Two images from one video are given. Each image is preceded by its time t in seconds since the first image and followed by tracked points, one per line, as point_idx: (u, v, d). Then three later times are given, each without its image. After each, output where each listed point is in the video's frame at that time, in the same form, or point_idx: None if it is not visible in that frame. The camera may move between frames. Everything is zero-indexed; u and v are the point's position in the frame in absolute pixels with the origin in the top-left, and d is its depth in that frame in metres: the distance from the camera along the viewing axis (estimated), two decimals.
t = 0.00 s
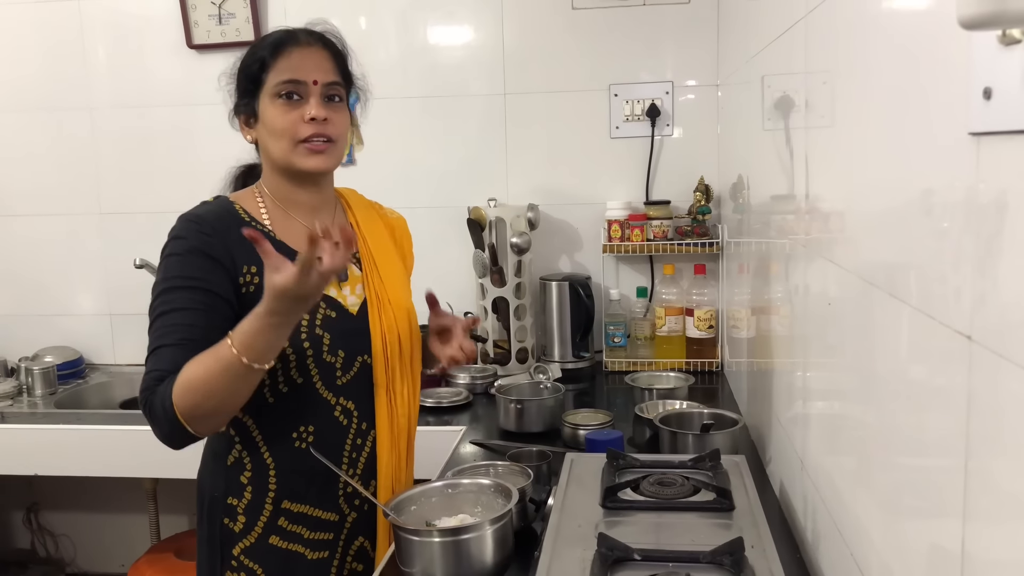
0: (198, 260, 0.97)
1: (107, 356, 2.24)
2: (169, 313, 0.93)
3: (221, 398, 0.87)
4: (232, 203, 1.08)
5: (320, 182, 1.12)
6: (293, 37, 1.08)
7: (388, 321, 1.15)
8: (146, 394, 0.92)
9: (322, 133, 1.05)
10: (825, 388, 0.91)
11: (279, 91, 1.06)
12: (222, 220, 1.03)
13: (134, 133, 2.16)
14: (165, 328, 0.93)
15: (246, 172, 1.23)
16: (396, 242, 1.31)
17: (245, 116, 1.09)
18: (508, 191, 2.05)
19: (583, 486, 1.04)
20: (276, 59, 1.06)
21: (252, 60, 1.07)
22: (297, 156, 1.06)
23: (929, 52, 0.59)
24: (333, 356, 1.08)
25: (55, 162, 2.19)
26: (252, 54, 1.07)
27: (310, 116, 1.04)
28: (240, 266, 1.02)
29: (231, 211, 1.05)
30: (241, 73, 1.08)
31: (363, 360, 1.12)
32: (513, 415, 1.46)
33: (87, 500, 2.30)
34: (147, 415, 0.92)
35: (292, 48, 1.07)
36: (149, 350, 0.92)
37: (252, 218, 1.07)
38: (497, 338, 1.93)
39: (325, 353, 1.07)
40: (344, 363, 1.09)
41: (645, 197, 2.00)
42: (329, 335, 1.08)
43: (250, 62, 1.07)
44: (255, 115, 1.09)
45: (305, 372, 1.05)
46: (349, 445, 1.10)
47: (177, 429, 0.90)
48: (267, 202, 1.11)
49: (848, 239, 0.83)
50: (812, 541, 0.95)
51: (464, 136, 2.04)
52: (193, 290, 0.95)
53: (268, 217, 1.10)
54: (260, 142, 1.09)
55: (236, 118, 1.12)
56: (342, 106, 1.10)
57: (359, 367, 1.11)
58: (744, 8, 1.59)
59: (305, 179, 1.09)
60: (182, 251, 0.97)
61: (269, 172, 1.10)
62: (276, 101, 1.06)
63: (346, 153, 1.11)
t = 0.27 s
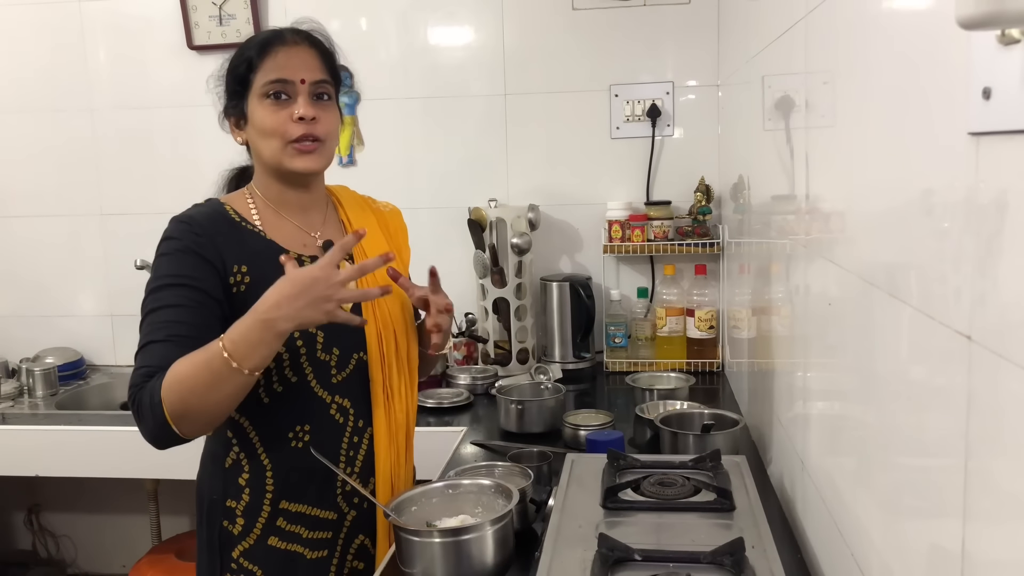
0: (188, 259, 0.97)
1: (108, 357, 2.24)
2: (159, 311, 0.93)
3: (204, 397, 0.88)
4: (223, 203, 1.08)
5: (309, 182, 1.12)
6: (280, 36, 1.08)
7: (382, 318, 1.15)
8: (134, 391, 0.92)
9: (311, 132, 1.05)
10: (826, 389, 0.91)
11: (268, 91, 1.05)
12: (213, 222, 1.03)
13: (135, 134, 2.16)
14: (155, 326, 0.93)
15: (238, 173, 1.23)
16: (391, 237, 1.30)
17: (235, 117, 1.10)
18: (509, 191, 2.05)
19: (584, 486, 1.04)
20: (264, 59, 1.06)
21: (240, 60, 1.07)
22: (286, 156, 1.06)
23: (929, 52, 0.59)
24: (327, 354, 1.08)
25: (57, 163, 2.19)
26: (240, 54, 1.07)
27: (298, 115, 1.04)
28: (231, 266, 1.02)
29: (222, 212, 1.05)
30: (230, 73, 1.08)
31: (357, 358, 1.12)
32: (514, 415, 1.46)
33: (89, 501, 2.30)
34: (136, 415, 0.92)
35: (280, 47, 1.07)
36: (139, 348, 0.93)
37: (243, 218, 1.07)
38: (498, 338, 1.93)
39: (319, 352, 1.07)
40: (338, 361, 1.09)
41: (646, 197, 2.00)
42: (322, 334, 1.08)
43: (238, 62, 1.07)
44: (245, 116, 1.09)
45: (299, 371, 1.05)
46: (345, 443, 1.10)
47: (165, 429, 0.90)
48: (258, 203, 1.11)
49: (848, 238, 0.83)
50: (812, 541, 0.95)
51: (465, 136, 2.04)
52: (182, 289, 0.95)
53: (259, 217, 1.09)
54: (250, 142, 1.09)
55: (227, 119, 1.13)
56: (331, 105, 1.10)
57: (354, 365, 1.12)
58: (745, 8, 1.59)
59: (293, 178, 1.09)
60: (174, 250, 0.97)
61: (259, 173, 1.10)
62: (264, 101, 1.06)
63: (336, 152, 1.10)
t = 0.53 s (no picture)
0: (186, 266, 0.97)
1: (109, 357, 2.24)
2: (159, 321, 0.94)
3: (209, 412, 0.89)
4: (221, 207, 1.08)
5: (308, 183, 1.12)
6: (272, 39, 1.08)
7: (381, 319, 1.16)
8: (139, 402, 0.93)
9: (307, 134, 1.05)
10: (826, 389, 0.91)
11: (262, 94, 1.05)
12: (212, 227, 1.02)
13: (135, 135, 2.16)
14: (156, 335, 0.93)
15: (236, 175, 1.23)
16: (389, 238, 1.30)
17: (231, 122, 1.10)
18: (510, 191, 2.05)
19: (584, 485, 1.04)
20: (257, 62, 1.06)
21: (234, 65, 1.07)
22: (284, 159, 1.06)
23: (928, 53, 0.60)
24: (325, 356, 1.08)
25: (58, 163, 2.20)
26: (234, 59, 1.07)
27: (294, 118, 1.04)
28: (229, 270, 1.02)
29: (219, 215, 1.05)
30: (225, 78, 1.08)
31: (356, 359, 1.12)
32: (514, 416, 1.46)
33: (90, 501, 2.30)
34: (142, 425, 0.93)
35: (273, 50, 1.07)
36: (142, 359, 0.94)
37: (241, 222, 1.06)
38: (499, 338, 1.93)
39: (318, 354, 1.07)
40: (337, 363, 1.10)
41: (646, 197, 2.00)
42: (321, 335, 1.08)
43: (233, 67, 1.07)
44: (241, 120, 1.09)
45: (298, 373, 1.06)
46: (345, 445, 1.10)
47: (170, 439, 0.92)
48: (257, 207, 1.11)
49: (849, 238, 0.83)
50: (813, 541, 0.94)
51: (465, 136, 2.04)
52: (181, 298, 0.95)
53: (257, 220, 1.09)
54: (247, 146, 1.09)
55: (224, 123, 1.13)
56: (327, 106, 1.10)
57: (353, 366, 1.12)
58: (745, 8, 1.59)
59: (292, 180, 1.09)
60: (172, 258, 0.97)
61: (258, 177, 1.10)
62: (259, 105, 1.05)
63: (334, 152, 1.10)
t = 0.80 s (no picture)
0: (188, 266, 0.97)
1: (109, 357, 2.24)
2: (161, 322, 0.94)
3: (217, 412, 0.89)
4: (222, 207, 1.08)
5: (307, 184, 1.12)
6: (265, 39, 1.07)
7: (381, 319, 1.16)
8: (144, 403, 0.93)
9: (305, 135, 1.05)
10: (827, 389, 0.91)
11: (258, 96, 1.05)
12: (213, 227, 1.02)
13: (136, 135, 2.16)
14: (159, 336, 0.94)
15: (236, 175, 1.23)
16: (389, 238, 1.30)
17: (229, 125, 1.10)
18: (510, 191, 2.05)
19: (584, 485, 1.04)
20: (252, 64, 1.05)
21: (228, 69, 1.07)
22: (283, 160, 1.06)
23: (928, 52, 0.59)
24: (326, 355, 1.08)
25: (58, 163, 2.20)
26: (228, 63, 1.07)
27: (290, 118, 1.04)
28: (230, 270, 1.02)
29: (220, 215, 1.05)
30: (221, 82, 1.08)
31: (356, 359, 1.12)
32: (515, 415, 1.46)
33: (90, 501, 2.30)
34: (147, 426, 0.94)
35: (267, 50, 1.06)
36: (146, 360, 0.94)
37: (241, 222, 1.06)
38: (499, 338, 1.93)
39: (318, 354, 1.07)
40: (337, 363, 1.10)
41: (646, 196, 2.00)
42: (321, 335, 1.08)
43: (228, 69, 1.07)
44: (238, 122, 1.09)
45: (298, 373, 1.06)
46: (345, 444, 1.10)
47: (175, 440, 0.92)
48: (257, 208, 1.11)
49: (849, 237, 0.83)
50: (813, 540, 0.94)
51: (466, 135, 2.04)
52: (184, 298, 0.95)
53: (257, 220, 1.09)
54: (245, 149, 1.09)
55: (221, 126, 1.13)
56: (323, 105, 1.10)
57: (353, 366, 1.12)
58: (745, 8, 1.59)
59: (291, 181, 1.09)
60: (174, 258, 0.97)
61: (257, 178, 1.10)
62: (255, 107, 1.05)
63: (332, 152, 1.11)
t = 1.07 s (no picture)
0: (190, 260, 0.97)
1: (110, 357, 2.24)
2: (162, 313, 0.94)
3: (226, 393, 0.89)
4: (219, 206, 1.07)
5: (304, 182, 1.11)
6: (264, 38, 1.07)
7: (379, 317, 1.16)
8: (143, 392, 0.92)
9: (302, 132, 1.05)
10: (827, 387, 0.91)
11: (255, 94, 1.05)
12: (213, 223, 1.02)
13: (136, 134, 2.16)
14: (160, 328, 0.93)
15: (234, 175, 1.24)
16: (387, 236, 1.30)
17: (226, 122, 1.10)
18: (511, 190, 2.04)
19: (585, 485, 1.04)
20: (251, 62, 1.05)
21: (227, 66, 1.07)
22: (279, 157, 1.05)
23: (930, 50, 0.59)
24: (324, 354, 1.08)
25: (59, 163, 2.20)
26: (225, 61, 1.07)
27: (287, 116, 1.03)
28: (230, 266, 1.02)
29: (218, 212, 1.05)
30: (219, 79, 1.08)
31: (355, 357, 1.13)
32: (515, 414, 1.46)
33: (91, 500, 2.30)
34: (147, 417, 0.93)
35: (266, 48, 1.06)
36: (146, 350, 0.93)
37: (239, 221, 1.06)
38: (500, 337, 1.93)
39: (316, 352, 1.07)
40: (336, 361, 1.10)
41: (647, 195, 1.99)
42: (319, 333, 1.08)
43: (226, 67, 1.07)
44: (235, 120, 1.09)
45: (296, 372, 1.05)
46: (344, 442, 1.10)
47: (178, 427, 0.91)
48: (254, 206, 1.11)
49: (850, 236, 0.83)
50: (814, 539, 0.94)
51: (467, 134, 2.04)
52: (186, 290, 0.95)
53: (255, 218, 1.09)
54: (242, 146, 1.09)
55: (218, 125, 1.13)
56: (321, 104, 1.10)
57: (352, 364, 1.12)
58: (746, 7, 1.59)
59: (287, 178, 1.09)
60: (176, 252, 0.97)
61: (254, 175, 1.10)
62: (252, 105, 1.05)
63: (328, 151, 1.10)
